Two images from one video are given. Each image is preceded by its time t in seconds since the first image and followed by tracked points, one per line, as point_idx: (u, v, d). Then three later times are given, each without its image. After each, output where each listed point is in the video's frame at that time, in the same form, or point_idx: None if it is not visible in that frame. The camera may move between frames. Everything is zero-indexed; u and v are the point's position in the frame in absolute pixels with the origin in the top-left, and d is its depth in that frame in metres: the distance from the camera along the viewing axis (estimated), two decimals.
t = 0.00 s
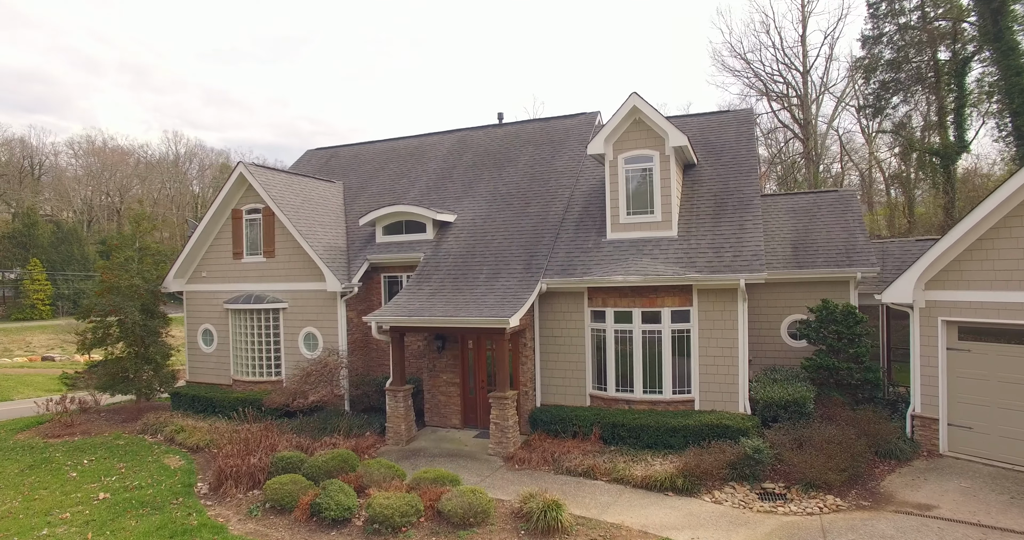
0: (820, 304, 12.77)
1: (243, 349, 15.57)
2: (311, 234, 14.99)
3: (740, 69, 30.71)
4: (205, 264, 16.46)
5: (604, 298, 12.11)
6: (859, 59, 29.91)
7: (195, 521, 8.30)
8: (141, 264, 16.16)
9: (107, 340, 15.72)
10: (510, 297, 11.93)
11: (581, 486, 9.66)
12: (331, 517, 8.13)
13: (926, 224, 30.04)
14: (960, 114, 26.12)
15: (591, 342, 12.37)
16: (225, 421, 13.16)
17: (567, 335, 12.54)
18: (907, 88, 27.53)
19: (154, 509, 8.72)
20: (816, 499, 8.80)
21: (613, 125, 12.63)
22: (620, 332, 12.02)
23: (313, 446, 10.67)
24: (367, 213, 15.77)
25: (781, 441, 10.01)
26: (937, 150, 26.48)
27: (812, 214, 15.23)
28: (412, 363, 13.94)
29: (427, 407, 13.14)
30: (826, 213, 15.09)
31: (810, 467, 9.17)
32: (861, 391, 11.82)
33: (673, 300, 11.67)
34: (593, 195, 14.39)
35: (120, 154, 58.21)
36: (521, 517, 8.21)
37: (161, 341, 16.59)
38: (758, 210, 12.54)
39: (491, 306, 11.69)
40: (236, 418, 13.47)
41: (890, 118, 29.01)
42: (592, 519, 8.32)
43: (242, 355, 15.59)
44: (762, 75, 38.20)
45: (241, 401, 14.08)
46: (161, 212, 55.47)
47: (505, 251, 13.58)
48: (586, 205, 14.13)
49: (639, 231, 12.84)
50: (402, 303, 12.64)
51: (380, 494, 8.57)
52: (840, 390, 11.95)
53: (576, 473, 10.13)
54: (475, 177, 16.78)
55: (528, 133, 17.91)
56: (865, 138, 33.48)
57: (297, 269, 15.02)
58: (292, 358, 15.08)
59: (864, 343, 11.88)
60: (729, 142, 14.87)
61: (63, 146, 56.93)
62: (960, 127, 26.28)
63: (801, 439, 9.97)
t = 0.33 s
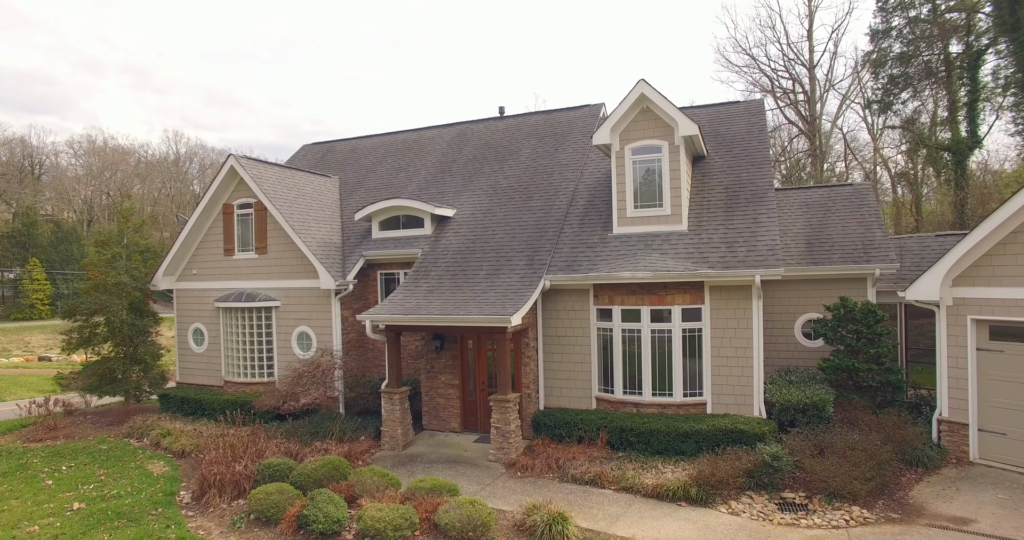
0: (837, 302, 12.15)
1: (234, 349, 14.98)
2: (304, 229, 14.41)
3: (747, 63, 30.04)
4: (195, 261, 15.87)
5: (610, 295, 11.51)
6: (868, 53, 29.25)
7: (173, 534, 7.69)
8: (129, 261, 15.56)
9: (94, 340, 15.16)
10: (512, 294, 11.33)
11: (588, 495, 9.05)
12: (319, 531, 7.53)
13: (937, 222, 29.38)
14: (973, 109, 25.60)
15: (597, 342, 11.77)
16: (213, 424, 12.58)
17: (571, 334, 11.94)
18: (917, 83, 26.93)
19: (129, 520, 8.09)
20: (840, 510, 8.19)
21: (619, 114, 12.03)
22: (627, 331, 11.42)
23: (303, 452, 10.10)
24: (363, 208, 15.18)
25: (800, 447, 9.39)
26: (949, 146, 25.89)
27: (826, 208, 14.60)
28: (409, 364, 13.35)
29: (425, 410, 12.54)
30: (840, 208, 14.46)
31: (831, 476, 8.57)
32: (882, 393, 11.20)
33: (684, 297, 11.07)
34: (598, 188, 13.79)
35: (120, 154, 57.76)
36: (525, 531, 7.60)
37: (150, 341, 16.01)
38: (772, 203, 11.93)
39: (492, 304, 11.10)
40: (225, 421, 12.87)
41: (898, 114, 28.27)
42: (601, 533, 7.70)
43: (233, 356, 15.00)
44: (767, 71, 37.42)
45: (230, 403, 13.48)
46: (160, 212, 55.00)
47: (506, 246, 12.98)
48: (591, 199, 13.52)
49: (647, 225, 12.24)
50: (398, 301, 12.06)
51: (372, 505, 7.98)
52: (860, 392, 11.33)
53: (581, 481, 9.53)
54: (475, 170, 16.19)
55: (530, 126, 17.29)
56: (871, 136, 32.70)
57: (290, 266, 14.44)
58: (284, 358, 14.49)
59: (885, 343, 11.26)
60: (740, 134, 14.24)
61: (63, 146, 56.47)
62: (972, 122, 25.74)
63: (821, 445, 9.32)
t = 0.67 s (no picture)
0: (853, 299, 11.55)
1: (223, 349, 14.40)
2: (295, 224, 13.83)
3: (752, 58, 29.45)
4: (183, 257, 15.29)
5: (615, 292, 10.93)
6: (874, 48, 28.63)
7: None
8: (115, 257, 14.96)
9: (78, 339, 14.58)
10: (511, 291, 10.75)
11: (592, 504, 8.46)
12: None
13: (945, 220, 28.69)
14: (983, 104, 24.88)
15: (600, 341, 11.18)
16: (198, 428, 11.98)
17: (574, 333, 11.35)
18: (923, 78, 26.39)
19: (97, 533, 7.49)
20: (865, 521, 7.60)
21: (623, 102, 11.45)
22: (633, 329, 10.83)
23: (290, 457, 9.52)
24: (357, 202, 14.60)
25: (819, 452, 8.80)
26: (959, 142, 25.24)
27: (838, 202, 13.98)
28: (404, 364, 12.76)
29: (420, 412, 11.95)
30: (854, 201, 13.84)
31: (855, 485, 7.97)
32: (902, 395, 10.61)
33: (693, 294, 10.49)
34: (602, 181, 13.21)
35: (117, 153, 57.21)
36: None
37: (136, 340, 15.42)
38: (784, 195, 11.34)
39: (490, 300, 10.51)
40: (212, 424, 12.28)
41: (905, 110, 27.72)
42: None
43: (222, 356, 14.42)
44: (771, 67, 36.66)
45: (217, 405, 12.88)
46: (157, 211, 54.44)
47: (505, 240, 12.39)
48: (594, 191, 12.93)
49: (653, 218, 11.64)
50: (392, 298, 11.47)
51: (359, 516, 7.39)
52: (879, 394, 10.73)
53: (585, 489, 8.95)
54: (474, 163, 15.61)
55: (530, 118, 16.69)
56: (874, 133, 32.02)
57: (280, 262, 13.86)
58: (274, 358, 13.91)
59: (904, 342, 10.65)
60: (749, 124, 13.64)
61: (61, 145, 56.02)
62: (983, 116, 24.96)
63: (841, 450, 8.72)
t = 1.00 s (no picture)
0: (867, 295, 10.99)
1: (210, 348, 13.85)
2: (284, 217, 13.27)
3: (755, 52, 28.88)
4: (169, 252, 14.72)
5: (618, 287, 10.37)
6: (880, 42, 27.94)
7: None
8: (98, 252, 14.39)
9: (59, 337, 14.03)
10: (508, 286, 10.19)
11: (596, 513, 7.91)
12: None
13: (951, 217, 28.00)
14: (993, 98, 23.62)
15: (602, 340, 10.64)
16: (181, 430, 11.41)
17: (574, 331, 10.80)
18: (929, 73, 25.87)
19: None
20: (890, 533, 7.04)
21: (627, 88, 10.90)
22: (637, 327, 10.27)
23: (273, 462, 8.97)
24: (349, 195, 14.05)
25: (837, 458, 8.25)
26: (966, 137, 23.92)
27: (850, 195, 13.42)
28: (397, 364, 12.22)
29: (413, 414, 11.40)
30: (866, 194, 13.28)
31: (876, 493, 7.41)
32: (922, 397, 10.05)
33: (701, 289, 9.94)
34: (604, 172, 12.66)
35: (113, 151, 56.65)
36: None
37: (121, 339, 14.88)
38: (796, 186, 10.78)
39: (486, 296, 9.96)
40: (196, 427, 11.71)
41: (912, 105, 27.34)
42: None
43: (208, 355, 13.87)
44: (773, 62, 36.03)
45: (202, 407, 12.32)
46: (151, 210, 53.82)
47: (503, 234, 11.84)
48: (596, 183, 12.37)
49: (658, 210, 11.09)
50: (383, 294, 10.91)
51: (343, 527, 6.82)
52: (896, 395, 10.18)
53: (586, 498, 8.39)
54: (470, 155, 15.05)
55: (530, 109, 16.13)
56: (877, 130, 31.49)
57: (268, 257, 13.30)
58: (263, 358, 13.35)
59: (923, 341, 10.09)
60: (757, 114, 13.08)
61: (58, 144, 55.68)
62: (992, 111, 23.68)
63: (861, 455, 8.16)
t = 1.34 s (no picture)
0: (883, 291, 10.45)
1: (195, 348, 13.30)
2: (272, 211, 12.72)
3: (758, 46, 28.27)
4: (155, 248, 14.15)
5: (622, 283, 9.83)
6: (885, 36, 26.85)
7: None
8: (80, 248, 13.82)
9: (39, 336, 13.49)
10: (506, 281, 9.66)
11: (599, 524, 7.38)
12: None
13: (953, 215, 27.29)
14: (1002, 93, 22.82)
15: (605, 338, 10.11)
16: (162, 433, 10.86)
17: (575, 329, 10.27)
18: (937, 68, 24.92)
19: None
20: None
21: (630, 74, 10.38)
22: (641, 325, 9.74)
23: (255, 468, 8.41)
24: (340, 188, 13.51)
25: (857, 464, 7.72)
26: (973, 133, 23.43)
27: (861, 187, 12.87)
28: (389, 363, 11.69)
29: (406, 417, 10.87)
30: (878, 187, 12.74)
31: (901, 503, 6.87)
32: (942, 398, 9.53)
33: (709, 285, 9.41)
34: (605, 163, 12.12)
35: (107, 149, 56.04)
36: None
37: (105, 338, 14.34)
38: (809, 176, 10.25)
39: (482, 292, 9.42)
40: (178, 430, 11.15)
41: (918, 101, 26.61)
42: None
43: (194, 355, 13.32)
44: (774, 57, 35.41)
45: (186, 409, 11.76)
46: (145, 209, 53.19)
47: (500, 227, 11.31)
48: (597, 175, 11.83)
49: (662, 202, 10.55)
50: (374, 290, 10.38)
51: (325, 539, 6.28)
52: (915, 397, 9.65)
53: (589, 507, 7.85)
54: (467, 147, 14.52)
55: (528, 100, 15.59)
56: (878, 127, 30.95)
57: (256, 252, 12.76)
58: (250, 358, 12.81)
59: (943, 339, 9.55)
60: (764, 103, 12.54)
61: (53, 142, 55.14)
62: (1002, 106, 22.93)
63: (882, 460, 7.63)
